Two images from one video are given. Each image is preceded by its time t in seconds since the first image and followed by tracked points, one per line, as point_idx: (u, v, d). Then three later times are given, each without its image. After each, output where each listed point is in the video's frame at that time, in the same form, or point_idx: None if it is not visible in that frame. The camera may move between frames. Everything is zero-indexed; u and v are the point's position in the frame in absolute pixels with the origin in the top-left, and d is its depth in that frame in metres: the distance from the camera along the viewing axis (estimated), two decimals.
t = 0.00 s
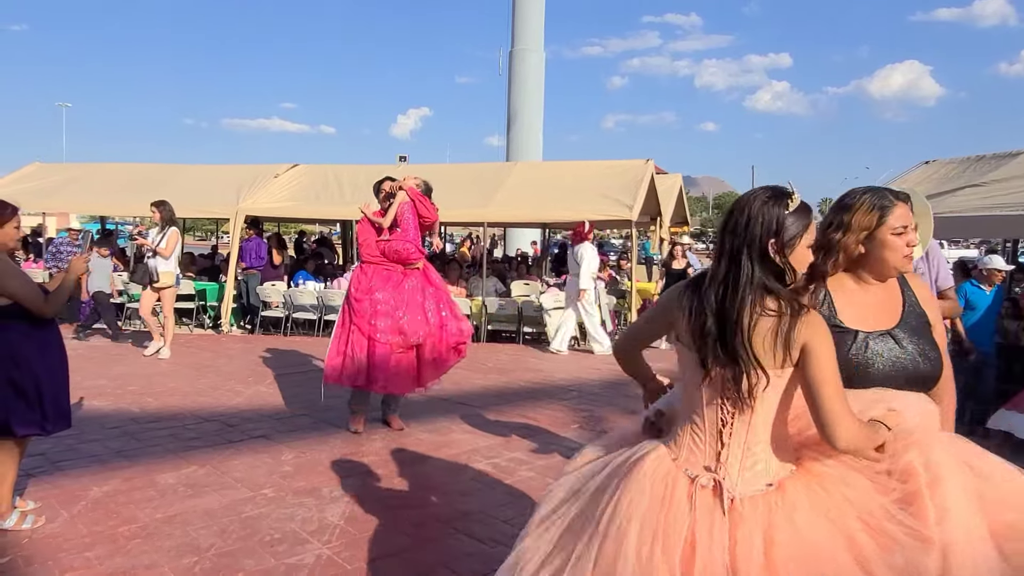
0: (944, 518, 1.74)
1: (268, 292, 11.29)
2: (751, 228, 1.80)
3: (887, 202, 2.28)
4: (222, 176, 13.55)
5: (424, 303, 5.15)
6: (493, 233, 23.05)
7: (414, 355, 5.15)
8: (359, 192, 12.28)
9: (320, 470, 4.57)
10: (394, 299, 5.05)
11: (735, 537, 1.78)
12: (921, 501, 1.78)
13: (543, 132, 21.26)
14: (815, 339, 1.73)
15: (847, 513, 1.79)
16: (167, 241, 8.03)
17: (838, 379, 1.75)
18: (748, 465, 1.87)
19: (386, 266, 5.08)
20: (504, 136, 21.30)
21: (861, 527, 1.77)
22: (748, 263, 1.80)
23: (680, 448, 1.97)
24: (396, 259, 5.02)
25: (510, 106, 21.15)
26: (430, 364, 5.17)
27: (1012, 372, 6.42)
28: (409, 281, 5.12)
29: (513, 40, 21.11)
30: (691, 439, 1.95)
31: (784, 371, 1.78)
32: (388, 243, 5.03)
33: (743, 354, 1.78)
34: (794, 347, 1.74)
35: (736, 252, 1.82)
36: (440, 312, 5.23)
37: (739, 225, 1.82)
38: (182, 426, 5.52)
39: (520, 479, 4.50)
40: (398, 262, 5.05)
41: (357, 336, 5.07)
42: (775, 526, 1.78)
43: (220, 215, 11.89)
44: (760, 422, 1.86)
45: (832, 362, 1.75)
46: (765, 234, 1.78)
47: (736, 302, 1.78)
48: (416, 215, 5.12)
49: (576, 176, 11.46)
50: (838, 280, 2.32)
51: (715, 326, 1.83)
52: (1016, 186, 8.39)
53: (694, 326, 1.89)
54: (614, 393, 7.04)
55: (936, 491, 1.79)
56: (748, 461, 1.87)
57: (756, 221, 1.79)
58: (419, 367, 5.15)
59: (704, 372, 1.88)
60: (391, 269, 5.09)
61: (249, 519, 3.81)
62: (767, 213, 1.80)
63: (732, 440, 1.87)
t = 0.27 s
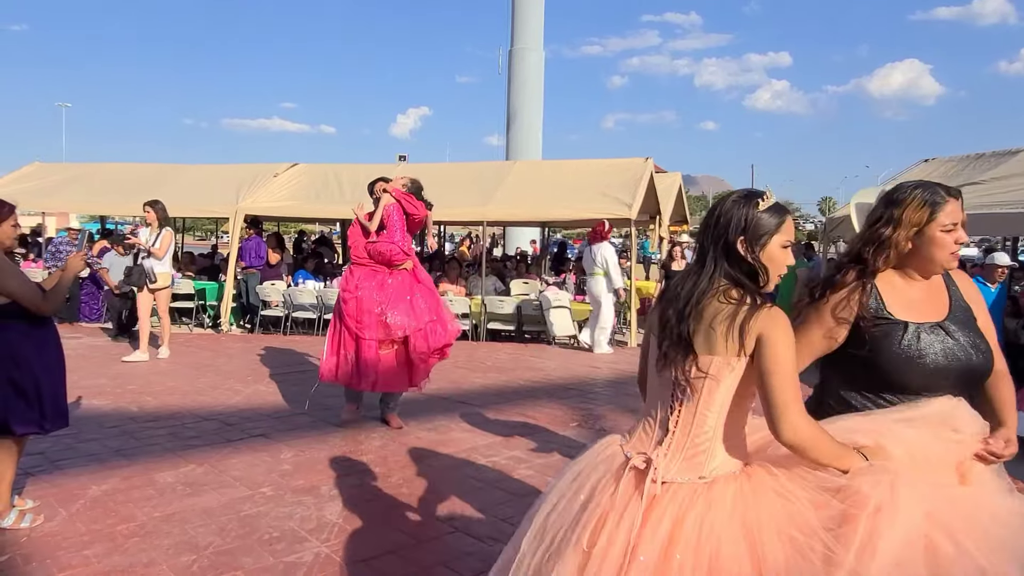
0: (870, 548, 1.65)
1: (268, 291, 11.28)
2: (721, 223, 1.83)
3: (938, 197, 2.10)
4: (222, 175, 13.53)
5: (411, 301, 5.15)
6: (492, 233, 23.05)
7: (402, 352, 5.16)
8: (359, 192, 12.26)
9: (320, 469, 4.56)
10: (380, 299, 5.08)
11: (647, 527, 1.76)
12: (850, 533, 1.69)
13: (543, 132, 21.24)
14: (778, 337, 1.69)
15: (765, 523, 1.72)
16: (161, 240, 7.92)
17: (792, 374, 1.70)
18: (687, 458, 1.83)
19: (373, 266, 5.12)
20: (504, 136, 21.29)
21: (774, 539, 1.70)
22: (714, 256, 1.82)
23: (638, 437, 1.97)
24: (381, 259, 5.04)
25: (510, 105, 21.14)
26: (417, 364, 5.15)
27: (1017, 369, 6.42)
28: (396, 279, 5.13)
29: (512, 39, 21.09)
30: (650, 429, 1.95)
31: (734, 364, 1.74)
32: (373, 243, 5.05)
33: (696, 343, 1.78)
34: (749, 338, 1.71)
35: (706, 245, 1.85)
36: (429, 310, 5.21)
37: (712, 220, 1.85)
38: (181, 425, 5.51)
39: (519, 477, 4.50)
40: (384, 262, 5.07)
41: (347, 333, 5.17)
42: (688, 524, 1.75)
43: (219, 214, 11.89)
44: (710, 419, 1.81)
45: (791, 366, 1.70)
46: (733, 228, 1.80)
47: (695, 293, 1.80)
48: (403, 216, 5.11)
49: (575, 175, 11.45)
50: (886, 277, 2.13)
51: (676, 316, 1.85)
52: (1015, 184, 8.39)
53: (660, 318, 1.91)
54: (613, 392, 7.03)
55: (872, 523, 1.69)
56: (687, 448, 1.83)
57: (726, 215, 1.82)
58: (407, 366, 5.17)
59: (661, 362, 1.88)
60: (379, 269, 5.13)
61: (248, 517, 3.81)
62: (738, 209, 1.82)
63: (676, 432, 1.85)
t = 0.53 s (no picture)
0: None
1: (267, 291, 11.29)
2: (737, 225, 1.80)
3: (991, 201, 2.04)
4: (221, 175, 13.53)
5: (394, 300, 5.16)
6: (491, 232, 23.06)
7: (384, 351, 5.18)
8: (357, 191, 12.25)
9: (319, 468, 4.57)
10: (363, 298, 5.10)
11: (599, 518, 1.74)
12: (798, 566, 1.56)
13: (541, 131, 21.26)
14: (784, 344, 1.60)
15: (714, 538, 1.64)
16: (151, 241, 7.75)
17: (794, 382, 1.61)
18: (665, 458, 1.79)
19: (358, 264, 5.14)
20: (502, 135, 21.30)
21: (718, 553, 1.61)
22: (728, 259, 1.80)
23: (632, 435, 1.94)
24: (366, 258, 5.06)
25: (508, 104, 21.15)
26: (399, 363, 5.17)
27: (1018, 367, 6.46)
28: (381, 278, 5.14)
29: (510, 38, 21.08)
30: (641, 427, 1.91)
31: (730, 369, 1.68)
32: (360, 243, 5.07)
33: (697, 347, 1.75)
34: (748, 342, 1.65)
35: (720, 247, 1.83)
36: (412, 310, 5.21)
37: (727, 221, 1.83)
38: (180, 425, 5.52)
39: (518, 476, 4.51)
40: (369, 261, 5.08)
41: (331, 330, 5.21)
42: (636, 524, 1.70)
43: (218, 214, 11.89)
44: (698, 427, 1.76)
45: (791, 378, 1.60)
46: (749, 231, 1.77)
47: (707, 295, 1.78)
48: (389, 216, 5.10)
49: (573, 175, 11.45)
50: (929, 280, 2.09)
51: (683, 318, 1.83)
52: (1012, 182, 8.42)
53: (668, 319, 1.89)
54: (611, 391, 7.04)
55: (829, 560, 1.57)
56: (665, 450, 1.79)
57: (742, 216, 1.79)
58: (389, 365, 5.19)
59: (659, 363, 1.86)
60: (364, 268, 5.14)
61: (247, 517, 3.81)
62: (755, 212, 1.79)
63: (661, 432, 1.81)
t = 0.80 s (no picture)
0: None
1: (267, 291, 11.32)
2: (769, 234, 1.75)
3: None
4: (220, 176, 13.54)
5: (383, 302, 5.18)
6: (490, 232, 23.07)
7: (371, 352, 5.20)
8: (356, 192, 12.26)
9: (318, 469, 4.58)
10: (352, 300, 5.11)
11: (559, 506, 1.80)
12: None
13: (540, 131, 21.28)
14: (776, 360, 1.56)
15: (660, 538, 1.64)
16: (144, 241, 7.71)
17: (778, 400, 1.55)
18: (641, 458, 1.81)
19: (348, 266, 5.14)
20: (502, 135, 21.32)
21: (661, 553, 1.61)
22: (751, 266, 1.76)
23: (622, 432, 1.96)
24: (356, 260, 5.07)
25: (507, 105, 21.16)
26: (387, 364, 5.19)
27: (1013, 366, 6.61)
28: (370, 280, 5.16)
29: (509, 38, 21.10)
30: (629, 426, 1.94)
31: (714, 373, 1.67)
32: (349, 245, 5.08)
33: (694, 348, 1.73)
34: (738, 351, 1.62)
35: (744, 250, 1.78)
36: (400, 311, 5.23)
37: (760, 227, 1.78)
38: (180, 425, 5.53)
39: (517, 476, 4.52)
40: (358, 263, 5.09)
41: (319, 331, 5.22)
42: (588, 514, 1.73)
43: (217, 214, 11.90)
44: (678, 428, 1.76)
45: (773, 395, 1.55)
46: (780, 242, 1.73)
47: (720, 299, 1.76)
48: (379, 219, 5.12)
49: (572, 175, 11.47)
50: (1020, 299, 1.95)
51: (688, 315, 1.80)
52: (1010, 182, 8.43)
53: (674, 316, 1.88)
54: (611, 391, 7.05)
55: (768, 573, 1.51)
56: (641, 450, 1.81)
57: (777, 226, 1.75)
58: (377, 366, 5.21)
59: (654, 357, 1.85)
60: (354, 270, 5.15)
61: (247, 517, 3.82)
62: (790, 225, 1.75)
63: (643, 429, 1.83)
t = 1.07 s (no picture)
0: None
1: (267, 292, 11.33)
2: (766, 242, 1.77)
3: None
4: (220, 176, 13.54)
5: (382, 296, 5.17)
6: (490, 232, 23.08)
7: (370, 346, 5.20)
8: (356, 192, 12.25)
9: (318, 470, 4.58)
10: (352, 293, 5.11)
11: (532, 494, 1.82)
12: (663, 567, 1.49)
13: (541, 131, 21.29)
14: (742, 362, 1.52)
15: (606, 526, 1.62)
16: (142, 239, 7.73)
17: (737, 403, 1.50)
18: (616, 454, 1.80)
19: (347, 260, 5.15)
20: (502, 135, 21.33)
21: (603, 540, 1.59)
22: (742, 272, 1.77)
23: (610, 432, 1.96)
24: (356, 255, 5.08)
25: (507, 105, 21.18)
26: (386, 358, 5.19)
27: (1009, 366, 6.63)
28: (370, 274, 5.16)
29: (509, 38, 21.12)
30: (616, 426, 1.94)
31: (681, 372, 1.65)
32: (348, 240, 5.08)
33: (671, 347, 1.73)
34: (707, 350, 1.59)
35: (738, 256, 1.79)
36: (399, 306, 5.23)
37: (756, 234, 1.79)
38: (180, 426, 5.53)
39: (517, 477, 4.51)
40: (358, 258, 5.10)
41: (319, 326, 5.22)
42: (553, 499, 1.74)
43: (218, 214, 11.90)
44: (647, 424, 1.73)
45: (733, 398, 1.49)
46: (774, 251, 1.75)
47: (704, 300, 1.76)
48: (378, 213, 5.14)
49: (572, 175, 11.47)
50: None
51: (671, 316, 1.81)
52: (1011, 182, 8.43)
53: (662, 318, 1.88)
54: (611, 391, 7.05)
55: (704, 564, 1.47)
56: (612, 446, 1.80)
57: (774, 236, 1.76)
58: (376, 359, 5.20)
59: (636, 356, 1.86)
60: (353, 265, 5.16)
61: (247, 518, 3.82)
62: (788, 237, 1.76)
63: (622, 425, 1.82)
